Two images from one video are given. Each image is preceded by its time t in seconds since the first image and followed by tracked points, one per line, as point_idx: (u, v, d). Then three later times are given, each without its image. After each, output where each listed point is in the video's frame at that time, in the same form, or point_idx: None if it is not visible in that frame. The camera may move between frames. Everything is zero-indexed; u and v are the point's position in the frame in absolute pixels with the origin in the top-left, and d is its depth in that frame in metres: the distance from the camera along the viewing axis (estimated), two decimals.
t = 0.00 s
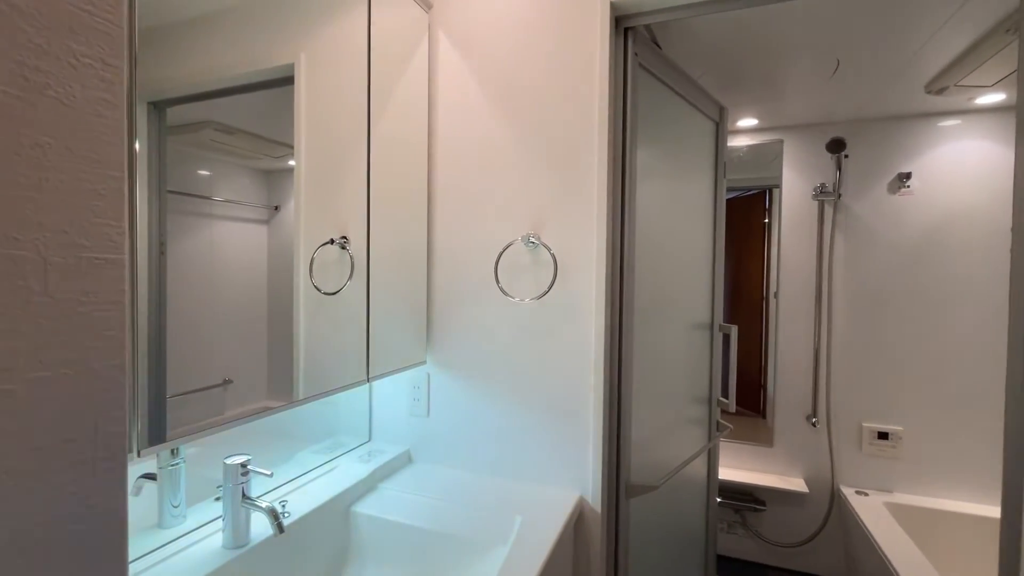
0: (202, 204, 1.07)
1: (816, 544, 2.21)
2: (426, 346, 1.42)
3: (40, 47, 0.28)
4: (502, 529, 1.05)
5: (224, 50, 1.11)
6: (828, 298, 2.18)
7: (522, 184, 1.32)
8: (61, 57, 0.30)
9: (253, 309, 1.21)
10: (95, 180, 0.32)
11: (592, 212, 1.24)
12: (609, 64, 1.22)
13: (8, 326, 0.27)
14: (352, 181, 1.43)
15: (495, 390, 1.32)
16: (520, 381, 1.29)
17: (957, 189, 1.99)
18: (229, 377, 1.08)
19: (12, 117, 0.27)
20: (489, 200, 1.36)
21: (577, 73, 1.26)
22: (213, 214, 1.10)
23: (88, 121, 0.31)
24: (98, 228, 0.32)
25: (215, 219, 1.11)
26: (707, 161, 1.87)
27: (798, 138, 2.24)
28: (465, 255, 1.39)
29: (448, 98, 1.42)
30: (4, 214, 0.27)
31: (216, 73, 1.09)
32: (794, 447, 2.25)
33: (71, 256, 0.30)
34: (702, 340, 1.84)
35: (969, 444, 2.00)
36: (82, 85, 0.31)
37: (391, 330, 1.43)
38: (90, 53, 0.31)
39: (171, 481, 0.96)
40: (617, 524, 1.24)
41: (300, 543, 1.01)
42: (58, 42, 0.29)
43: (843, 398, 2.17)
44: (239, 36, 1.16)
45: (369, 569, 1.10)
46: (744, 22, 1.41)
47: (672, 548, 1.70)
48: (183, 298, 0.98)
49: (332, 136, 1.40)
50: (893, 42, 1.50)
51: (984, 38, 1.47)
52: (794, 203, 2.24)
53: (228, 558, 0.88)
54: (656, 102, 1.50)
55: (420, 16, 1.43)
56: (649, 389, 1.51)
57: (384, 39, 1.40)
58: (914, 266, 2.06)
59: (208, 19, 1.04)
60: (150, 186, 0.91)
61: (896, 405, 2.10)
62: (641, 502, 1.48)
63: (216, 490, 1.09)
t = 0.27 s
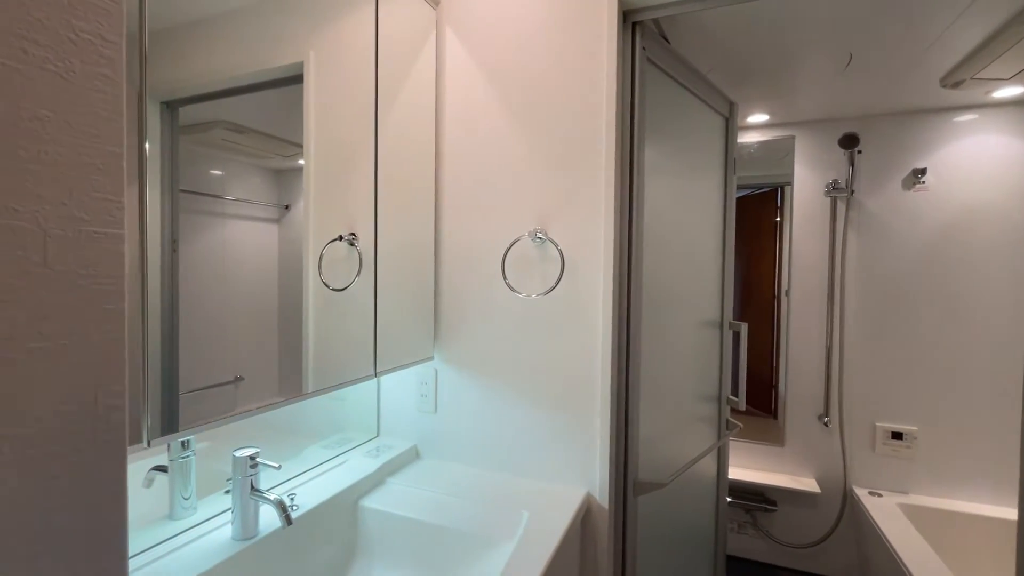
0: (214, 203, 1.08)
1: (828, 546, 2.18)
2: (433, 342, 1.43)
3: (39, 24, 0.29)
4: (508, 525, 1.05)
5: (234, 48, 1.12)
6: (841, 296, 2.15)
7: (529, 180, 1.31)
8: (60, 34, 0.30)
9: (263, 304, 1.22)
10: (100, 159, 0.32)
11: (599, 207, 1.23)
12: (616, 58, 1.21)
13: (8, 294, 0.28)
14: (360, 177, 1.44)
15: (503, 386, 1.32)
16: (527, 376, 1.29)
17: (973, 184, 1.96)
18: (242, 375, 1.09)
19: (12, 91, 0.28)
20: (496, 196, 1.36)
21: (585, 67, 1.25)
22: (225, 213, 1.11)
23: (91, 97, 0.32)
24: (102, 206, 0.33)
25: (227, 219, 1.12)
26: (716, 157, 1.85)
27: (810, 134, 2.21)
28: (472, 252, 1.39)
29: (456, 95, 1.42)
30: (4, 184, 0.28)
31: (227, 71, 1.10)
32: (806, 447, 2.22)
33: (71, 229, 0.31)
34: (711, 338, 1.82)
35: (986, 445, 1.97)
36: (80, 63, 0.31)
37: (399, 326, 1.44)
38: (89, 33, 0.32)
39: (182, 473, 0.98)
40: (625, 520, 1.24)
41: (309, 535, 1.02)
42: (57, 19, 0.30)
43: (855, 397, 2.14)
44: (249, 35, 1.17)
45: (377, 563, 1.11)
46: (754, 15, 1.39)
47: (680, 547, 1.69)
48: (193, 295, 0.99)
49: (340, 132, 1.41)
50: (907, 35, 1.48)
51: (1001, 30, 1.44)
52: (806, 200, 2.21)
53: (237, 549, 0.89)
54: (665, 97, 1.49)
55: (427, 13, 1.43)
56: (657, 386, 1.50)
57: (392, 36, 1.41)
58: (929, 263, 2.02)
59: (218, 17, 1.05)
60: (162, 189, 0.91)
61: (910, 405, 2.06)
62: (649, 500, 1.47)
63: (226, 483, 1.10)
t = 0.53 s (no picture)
0: (221, 199, 1.09)
1: (836, 544, 2.16)
2: (437, 335, 1.42)
3: None
4: (512, 516, 1.05)
5: (239, 39, 1.12)
6: (849, 291, 2.12)
7: (534, 172, 1.31)
8: None
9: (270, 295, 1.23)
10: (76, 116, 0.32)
11: (604, 198, 1.22)
12: (622, 47, 1.19)
13: None
14: (365, 170, 1.44)
15: (507, 378, 1.31)
16: (531, 369, 1.29)
17: (985, 177, 1.93)
18: (248, 371, 1.09)
19: None
20: (501, 188, 1.35)
21: (590, 58, 1.24)
22: (232, 210, 1.12)
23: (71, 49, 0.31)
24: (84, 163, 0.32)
25: (234, 216, 1.12)
26: (723, 150, 1.84)
27: (818, 127, 2.19)
28: (477, 245, 1.38)
29: (460, 86, 1.42)
30: None
31: (233, 64, 1.11)
32: (813, 443, 2.20)
33: (58, 177, 0.31)
34: (718, 333, 1.81)
35: (998, 442, 1.94)
36: (64, 8, 0.31)
37: (403, 319, 1.44)
38: None
39: (187, 463, 0.98)
40: (630, 515, 1.23)
41: (313, 525, 1.02)
42: None
43: (864, 394, 2.12)
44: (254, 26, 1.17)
45: (381, 554, 1.10)
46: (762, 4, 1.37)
47: (686, 543, 1.68)
48: (199, 287, 1.00)
49: (345, 124, 1.41)
50: (918, 24, 1.46)
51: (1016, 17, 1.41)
52: (814, 194, 2.19)
53: (240, 538, 0.89)
54: (671, 89, 1.48)
55: (431, 4, 1.43)
56: (662, 381, 1.49)
57: (396, 28, 1.41)
58: (940, 258, 2.00)
59: (223, 8, 1.05)
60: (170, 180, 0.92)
61: (921, 402, 2.04)
62: (655, 495, 1.46)
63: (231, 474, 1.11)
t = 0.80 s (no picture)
0: (223, 193, 1.10)
1: (840, 538, 2.14)
2: (438, 324, 1.42)
3: None
4: (512, 505, 1.04)
5: (237, 24, 1.12)
6: (855, 283, 2.10)
7: (535, 160, 1.30)
8: None
9: (270, 283, 1.23)
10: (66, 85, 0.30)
11: (606, 186, 1.21)
12: (624, 32, 1.18)
13: None
14: (365, 159, 1.43)
15: (508, 368, 1.31)
16: (532, 358, 1.28)
17: (993, 168, 1.90)
18: (251, 366, 1.09)
19: None
20: (502, 177, 1.34)
21: (591, 44, 1.23)
22: (235, 203, 1.13)
23: (55, 16, 0.29)
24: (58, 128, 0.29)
25: (237, 210, 1.14)
26: (727, 140, 1.82)
27: (823, 118, 2.16)
28: (477, 233, 1.38)
29: (461, 74, 1.41)
30: None
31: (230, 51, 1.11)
32: (818, 437, 2.19)
33: (27, 103, 0.28)
34: (721, 325, 1.79)
35: (1004, 436, 1.92)
36: None
37: (404, 309, 1.44)
38: None
39: (187, 450, 0.98)
40: (631, 507, 1.21)
41: (313, 513, 1.01)
42: None
43: (870, 387, 2.10)
44: (253, 12, 1.16)
45: (381, 543, 1.10)
46: None
47: (689, 536, 1.66)
48: (202, 278, 1.02)
49: (345, 112, 1.40)
50: (926, 11, 1.44)
51: None
52: (819, 186, 2.17)
53: (240, 523, 0.88)
54: (674, 78, 1.47)
55: None
56: (664, 371, 1.47)
57: (396, 15, 1.40)
58: (946, 250, 1.97)
59: None
60: (172, 171, 0.95)
61: (927, 395, 2.02)
62: (657, 486, 1.45)
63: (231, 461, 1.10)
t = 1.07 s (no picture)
0: (224, 185, 1.11)
1: (842, 530, 2.14)
2: (438, 314, 1.41)
3: None
4: (512, 493, 1.04)
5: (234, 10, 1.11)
6: (858, 275, 2.09)
7: (536, 148, 1.29)
8: None
9: (269, 273, 1.23)
10: (28, 75, 0.29)
11: (607, 174, 1.20)
12: (626, 18, 1.17)
13: None
14: (365, 149, 1.43)
15: (508, 357, 1.30)
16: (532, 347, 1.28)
17: (1000, 158, 1.88)
18: (253, 358, 1.09)
19: None
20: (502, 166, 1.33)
21: (594, 30, 1.22)
22: (236, 196, 1.14)
23: None
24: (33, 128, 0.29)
25: (237, 202, 1.15)
26: (730, 130, 1.80)
27: (828, 108, 2.14)
28: (478, 223, 1.37)
29: (461, 61, 1.39)
30: None
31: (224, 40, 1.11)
32: (820, 430, 2.18)
33: None
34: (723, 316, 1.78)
35: (1008, 428, 1.91)
36: None
37: (405, 298, 1.43)
38: None
39: (186, 438, 0.98)
40: (632, 498, 1.20)
41: (312, 500, 1.01)
42: None
43: (872, 379, 2.09)
44: None
45: (381, 531, 1.10)
46: None
47: (690, 527, 1.66)
48: (204, 271, 1.04)
49: (344, 101, 1.40)
50: None
51: None
52: (823, 177, 2.15)
53: (239, 510, 0.88)
54: (677, 66, 1.45)
55: None
56: (666, 362, 1.47)
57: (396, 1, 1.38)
58: (951, 241, 1.96)
59: None
60: (171, 163, 0.97)
61: (930, 387, 2.01)
62: (658, 477, 1.45)
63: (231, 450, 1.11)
